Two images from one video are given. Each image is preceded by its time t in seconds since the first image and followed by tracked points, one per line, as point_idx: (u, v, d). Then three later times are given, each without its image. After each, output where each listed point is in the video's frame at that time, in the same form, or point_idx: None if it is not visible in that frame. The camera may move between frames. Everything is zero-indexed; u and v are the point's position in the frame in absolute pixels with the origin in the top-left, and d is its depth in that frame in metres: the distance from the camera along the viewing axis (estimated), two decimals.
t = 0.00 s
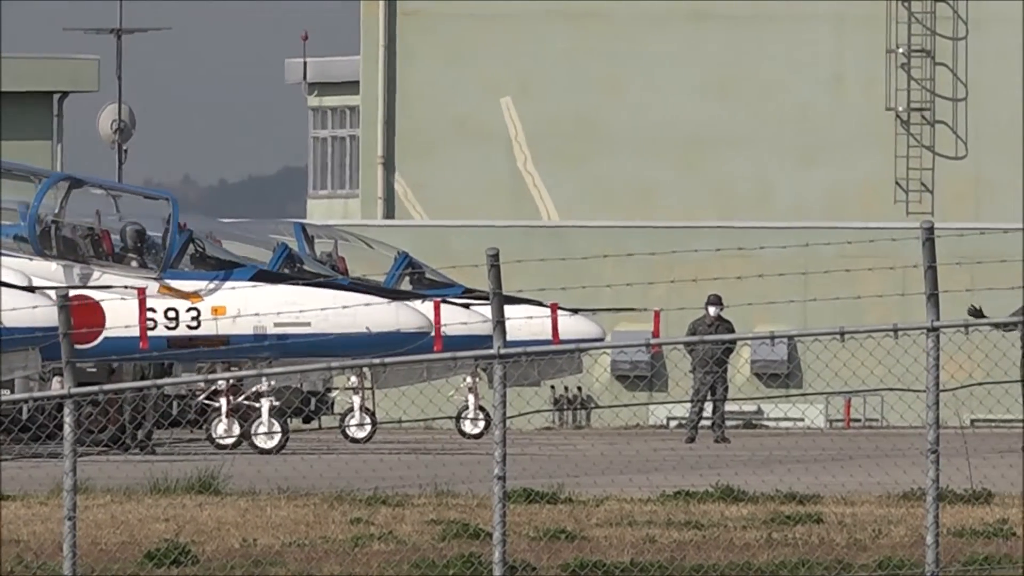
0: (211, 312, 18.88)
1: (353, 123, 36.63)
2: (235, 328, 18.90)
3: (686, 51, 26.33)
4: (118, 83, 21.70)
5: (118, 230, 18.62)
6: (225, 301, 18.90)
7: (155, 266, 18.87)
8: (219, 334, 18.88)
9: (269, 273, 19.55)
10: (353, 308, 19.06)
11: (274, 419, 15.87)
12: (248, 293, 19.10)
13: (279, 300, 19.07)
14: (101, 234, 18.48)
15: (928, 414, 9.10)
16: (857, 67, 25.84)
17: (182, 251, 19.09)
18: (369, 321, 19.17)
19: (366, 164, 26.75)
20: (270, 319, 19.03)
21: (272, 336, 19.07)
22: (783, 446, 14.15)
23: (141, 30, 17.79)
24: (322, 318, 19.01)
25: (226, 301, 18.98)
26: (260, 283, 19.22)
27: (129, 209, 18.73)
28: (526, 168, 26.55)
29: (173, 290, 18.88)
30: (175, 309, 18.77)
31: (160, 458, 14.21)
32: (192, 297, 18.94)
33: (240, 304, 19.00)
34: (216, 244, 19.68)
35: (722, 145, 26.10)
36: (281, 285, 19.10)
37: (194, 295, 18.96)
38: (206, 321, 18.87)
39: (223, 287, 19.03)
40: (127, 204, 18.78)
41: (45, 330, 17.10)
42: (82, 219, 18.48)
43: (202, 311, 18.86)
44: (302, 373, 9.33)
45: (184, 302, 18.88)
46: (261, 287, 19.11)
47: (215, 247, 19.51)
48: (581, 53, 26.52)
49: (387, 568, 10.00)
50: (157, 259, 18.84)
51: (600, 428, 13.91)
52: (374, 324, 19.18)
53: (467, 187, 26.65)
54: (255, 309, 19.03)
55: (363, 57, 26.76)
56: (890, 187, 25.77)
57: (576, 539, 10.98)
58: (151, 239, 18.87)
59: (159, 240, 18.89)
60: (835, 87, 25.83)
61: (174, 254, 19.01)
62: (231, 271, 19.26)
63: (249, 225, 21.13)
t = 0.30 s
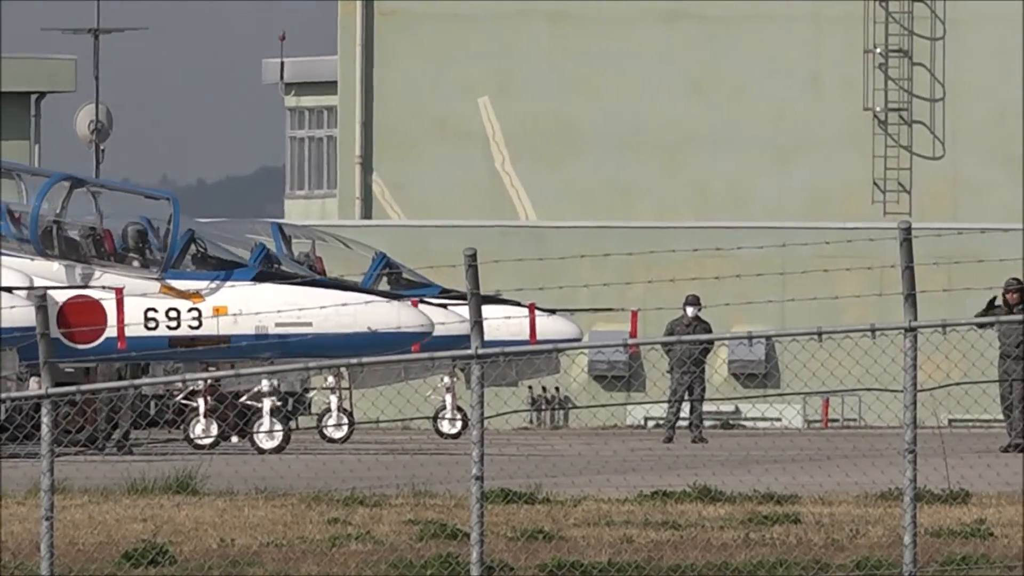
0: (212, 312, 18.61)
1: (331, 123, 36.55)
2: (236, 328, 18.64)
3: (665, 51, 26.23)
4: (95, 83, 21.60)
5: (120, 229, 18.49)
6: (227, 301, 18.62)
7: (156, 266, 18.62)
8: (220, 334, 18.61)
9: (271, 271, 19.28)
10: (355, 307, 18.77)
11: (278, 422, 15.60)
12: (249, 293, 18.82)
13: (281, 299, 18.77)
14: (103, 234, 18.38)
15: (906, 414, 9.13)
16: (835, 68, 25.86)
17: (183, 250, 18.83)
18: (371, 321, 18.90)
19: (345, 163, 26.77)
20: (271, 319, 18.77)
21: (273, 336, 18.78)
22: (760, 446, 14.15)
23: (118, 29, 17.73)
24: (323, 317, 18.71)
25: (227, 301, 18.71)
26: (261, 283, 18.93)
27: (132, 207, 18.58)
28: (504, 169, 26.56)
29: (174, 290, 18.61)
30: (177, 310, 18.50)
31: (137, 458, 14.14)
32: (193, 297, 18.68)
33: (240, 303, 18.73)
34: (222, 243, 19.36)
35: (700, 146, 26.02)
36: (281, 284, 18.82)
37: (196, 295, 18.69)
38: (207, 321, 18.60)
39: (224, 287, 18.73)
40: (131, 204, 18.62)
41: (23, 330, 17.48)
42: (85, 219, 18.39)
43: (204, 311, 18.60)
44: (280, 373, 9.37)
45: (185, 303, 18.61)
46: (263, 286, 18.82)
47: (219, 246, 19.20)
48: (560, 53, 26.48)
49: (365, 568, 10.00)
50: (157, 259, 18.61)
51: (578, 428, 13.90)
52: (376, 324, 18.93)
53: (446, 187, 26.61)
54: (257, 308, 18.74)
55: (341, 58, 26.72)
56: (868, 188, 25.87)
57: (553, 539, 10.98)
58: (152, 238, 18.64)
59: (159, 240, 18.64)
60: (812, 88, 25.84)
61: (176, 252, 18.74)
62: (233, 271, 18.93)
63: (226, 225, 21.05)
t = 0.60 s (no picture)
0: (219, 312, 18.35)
1: (310, 123, 36.48)
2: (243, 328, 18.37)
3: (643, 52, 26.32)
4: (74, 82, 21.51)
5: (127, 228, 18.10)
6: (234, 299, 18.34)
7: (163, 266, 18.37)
8: (226, 334, 18.34)
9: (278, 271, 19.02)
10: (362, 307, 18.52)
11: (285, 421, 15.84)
12: (256, 292, 18.51)
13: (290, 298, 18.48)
14: (111, 233, 17.95)
15: (885, 415, 9.16)
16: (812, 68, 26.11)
17: (190, 250, 18.67)
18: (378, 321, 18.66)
19: (323, 164, 26.64)
20: (280, 318, 18.45)
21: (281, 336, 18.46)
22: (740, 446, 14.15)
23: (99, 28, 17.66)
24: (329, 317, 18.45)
25: (234, 300, 18.44)
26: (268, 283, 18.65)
27: (139, 207, 18.16)
28: (483, 171, 26.50)
29: (181, 290, 18.39)
30: (184, 309, 18.27)
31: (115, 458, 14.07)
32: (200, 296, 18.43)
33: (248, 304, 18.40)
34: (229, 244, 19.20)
35: (681, 144, 26.02)
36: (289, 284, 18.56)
37: (202, 295, 18.45)
38: (214, 321, 18.33)
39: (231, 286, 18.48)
40: (136, 202, 18.21)
41: None
42: (92, 218, 17.86)
43: (211, 310, 18.34)
44: (260, 373, 9.42)
45: (192, 302, 18.38)
46: (271, 284, 18.56)
47: (225, 246, 19.03)
48: (539, 53, 26.50)
49: (345, 567, 10.00)
50: (164, 259, 18.34)
51: (557, 427, 13.87)
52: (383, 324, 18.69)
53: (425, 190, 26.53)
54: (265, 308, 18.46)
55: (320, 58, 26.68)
56: (849, 187, 25.87)
57: (533, 539, 10.99)
58: (160, 237, 18.33)
59: (168, 240, 18.36)
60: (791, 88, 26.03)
61: (182, 253, 18.55)
62: (239, 270, 18.72)
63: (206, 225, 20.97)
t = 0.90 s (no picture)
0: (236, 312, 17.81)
1: (296, 122, 36.42)
2: (261, 328, 17.83)
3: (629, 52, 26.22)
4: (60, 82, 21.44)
5: (145, 228, 17.87)
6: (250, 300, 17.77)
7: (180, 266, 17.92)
8: (243, 335, 17.83)
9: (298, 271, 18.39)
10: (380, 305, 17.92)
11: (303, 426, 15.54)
12: (275, 291, 17.91)
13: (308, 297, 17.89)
14: (127, 233, 17.76)
15: (871, 415, 9.16)
16: (800, 69, 25.97)
17: (207, 250, 18.08)
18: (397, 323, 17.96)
19: (310, 165, 26.52)
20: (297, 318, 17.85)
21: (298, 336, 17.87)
22: (725, 446, 14.16)
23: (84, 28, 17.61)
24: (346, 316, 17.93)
25: (251, 301, 17.85)
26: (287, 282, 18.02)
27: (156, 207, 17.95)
28: (471, 172, 26.49)
29: (198, 291, 17.87)
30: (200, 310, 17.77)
31: (100, 459, 14.03)
32: (217, 297, 17.89)
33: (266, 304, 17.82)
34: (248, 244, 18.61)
35: (668, 144, 26.02)
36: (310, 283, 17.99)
37: (219, 295, 17.89)
38: (230, 321, 17.82)
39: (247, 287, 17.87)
40: (153, 202, 18.00)
41: None
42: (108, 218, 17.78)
43: (227, 312, 17.80)
44: (246, 373, 9.49)
45: (208, 303, 17.85)
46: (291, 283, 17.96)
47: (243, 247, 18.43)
48: (525, 53, 26.44)
49: (330, 567, 10.01)
50: (181, 259, 17.90)
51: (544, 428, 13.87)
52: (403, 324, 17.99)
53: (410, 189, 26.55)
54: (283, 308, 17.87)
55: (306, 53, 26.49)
56: (834, 188, 25.82)
57: (519, 539, 10.99)
58: (177, 237, 17.99)
59: (185, 240, 17.99)
60: (778, 89, 26.02)
61: (198, 254, 17.98)
62: (256, 271, 18.11)
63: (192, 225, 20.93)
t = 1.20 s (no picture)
0: (255, 312, 17.73)
1: (278, 124, 36.37)
2: (279, 328, 17.78)
3: (610, 51, 26.20)
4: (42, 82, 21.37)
5: (163, 228, 17.46)
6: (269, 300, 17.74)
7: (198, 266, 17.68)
8: (261, 334, 17.78)
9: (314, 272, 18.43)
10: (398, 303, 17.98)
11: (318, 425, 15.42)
12: (293, 290, 17.92)
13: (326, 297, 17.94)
14: (146, 234, 17.33)
15: (855, 414, 9.19)
16: (783, 68, 25.95)
17: (225, 251, 17.89)
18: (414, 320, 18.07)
19: (294, 164, 26.62)
20: (316, 318, 17.88)
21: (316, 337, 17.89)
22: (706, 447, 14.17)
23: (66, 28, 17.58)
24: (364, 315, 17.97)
25: (270, 300, 17.82)
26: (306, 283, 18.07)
27: (173, 207, 17.56)
28: (453, 168, 26.25)
29: (219, 291, 17.73)
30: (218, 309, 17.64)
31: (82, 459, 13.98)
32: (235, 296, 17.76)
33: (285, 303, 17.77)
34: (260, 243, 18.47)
35: (651, 142, 25.79)
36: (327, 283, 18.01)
37: (238, 295, 17.79)
38: (248, 321, 17.76)
39: (269, 288, 17.85)
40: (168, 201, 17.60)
41: None
42: (126, 217, 17.26)
43: (247, 312, 17.72)
44: (227, 372, 9.56)
45: (227, 303, 17.73)
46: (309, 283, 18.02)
47: (258, 245, 18.30)
48: (507, 53, 26.38)
49: (313, 567, 10.02)
50: (199, 259, 17.65)
51: (525, 428, 13.87)
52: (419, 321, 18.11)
53: (390, 187, 26.39)
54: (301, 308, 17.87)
55: (290, 48, 26.68)
56: (816, 186, 25.84)
57: (501, 539, 11.00)
58: (194, 238, 17.68)
59: (204, 241, 17.69)
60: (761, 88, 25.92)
61: (218, 255, 17.78)
62: (275, 271, 18.08)
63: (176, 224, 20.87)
